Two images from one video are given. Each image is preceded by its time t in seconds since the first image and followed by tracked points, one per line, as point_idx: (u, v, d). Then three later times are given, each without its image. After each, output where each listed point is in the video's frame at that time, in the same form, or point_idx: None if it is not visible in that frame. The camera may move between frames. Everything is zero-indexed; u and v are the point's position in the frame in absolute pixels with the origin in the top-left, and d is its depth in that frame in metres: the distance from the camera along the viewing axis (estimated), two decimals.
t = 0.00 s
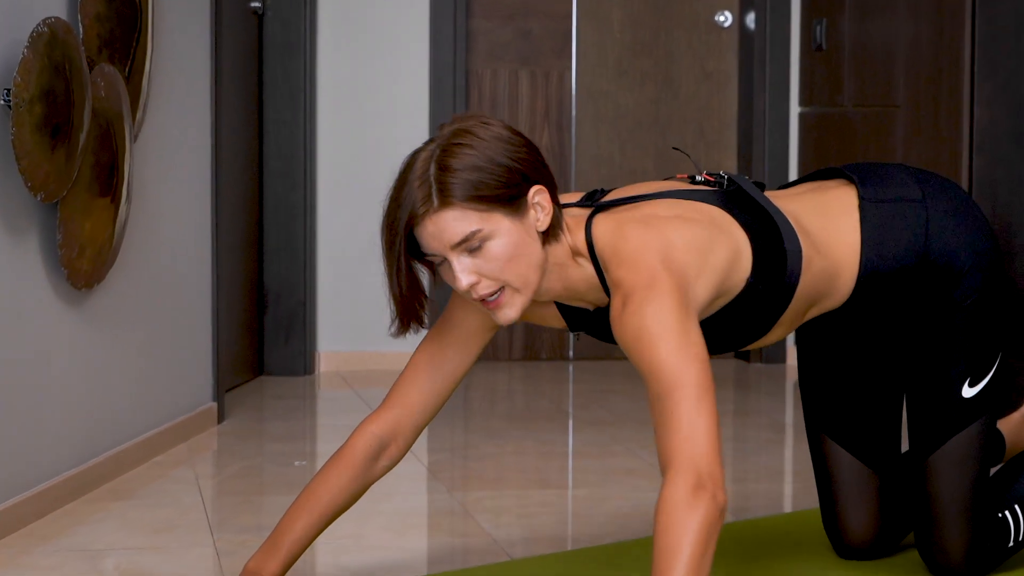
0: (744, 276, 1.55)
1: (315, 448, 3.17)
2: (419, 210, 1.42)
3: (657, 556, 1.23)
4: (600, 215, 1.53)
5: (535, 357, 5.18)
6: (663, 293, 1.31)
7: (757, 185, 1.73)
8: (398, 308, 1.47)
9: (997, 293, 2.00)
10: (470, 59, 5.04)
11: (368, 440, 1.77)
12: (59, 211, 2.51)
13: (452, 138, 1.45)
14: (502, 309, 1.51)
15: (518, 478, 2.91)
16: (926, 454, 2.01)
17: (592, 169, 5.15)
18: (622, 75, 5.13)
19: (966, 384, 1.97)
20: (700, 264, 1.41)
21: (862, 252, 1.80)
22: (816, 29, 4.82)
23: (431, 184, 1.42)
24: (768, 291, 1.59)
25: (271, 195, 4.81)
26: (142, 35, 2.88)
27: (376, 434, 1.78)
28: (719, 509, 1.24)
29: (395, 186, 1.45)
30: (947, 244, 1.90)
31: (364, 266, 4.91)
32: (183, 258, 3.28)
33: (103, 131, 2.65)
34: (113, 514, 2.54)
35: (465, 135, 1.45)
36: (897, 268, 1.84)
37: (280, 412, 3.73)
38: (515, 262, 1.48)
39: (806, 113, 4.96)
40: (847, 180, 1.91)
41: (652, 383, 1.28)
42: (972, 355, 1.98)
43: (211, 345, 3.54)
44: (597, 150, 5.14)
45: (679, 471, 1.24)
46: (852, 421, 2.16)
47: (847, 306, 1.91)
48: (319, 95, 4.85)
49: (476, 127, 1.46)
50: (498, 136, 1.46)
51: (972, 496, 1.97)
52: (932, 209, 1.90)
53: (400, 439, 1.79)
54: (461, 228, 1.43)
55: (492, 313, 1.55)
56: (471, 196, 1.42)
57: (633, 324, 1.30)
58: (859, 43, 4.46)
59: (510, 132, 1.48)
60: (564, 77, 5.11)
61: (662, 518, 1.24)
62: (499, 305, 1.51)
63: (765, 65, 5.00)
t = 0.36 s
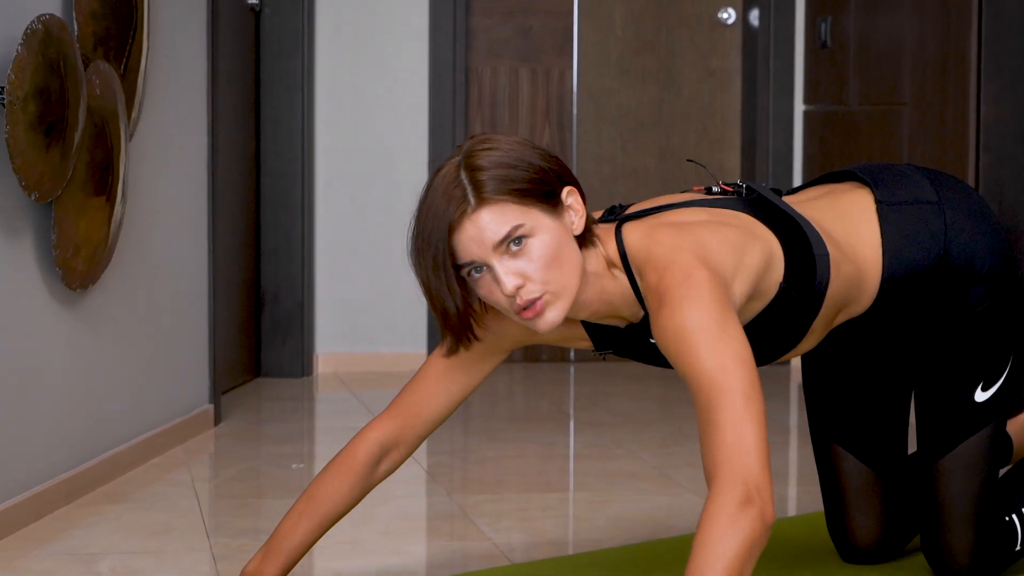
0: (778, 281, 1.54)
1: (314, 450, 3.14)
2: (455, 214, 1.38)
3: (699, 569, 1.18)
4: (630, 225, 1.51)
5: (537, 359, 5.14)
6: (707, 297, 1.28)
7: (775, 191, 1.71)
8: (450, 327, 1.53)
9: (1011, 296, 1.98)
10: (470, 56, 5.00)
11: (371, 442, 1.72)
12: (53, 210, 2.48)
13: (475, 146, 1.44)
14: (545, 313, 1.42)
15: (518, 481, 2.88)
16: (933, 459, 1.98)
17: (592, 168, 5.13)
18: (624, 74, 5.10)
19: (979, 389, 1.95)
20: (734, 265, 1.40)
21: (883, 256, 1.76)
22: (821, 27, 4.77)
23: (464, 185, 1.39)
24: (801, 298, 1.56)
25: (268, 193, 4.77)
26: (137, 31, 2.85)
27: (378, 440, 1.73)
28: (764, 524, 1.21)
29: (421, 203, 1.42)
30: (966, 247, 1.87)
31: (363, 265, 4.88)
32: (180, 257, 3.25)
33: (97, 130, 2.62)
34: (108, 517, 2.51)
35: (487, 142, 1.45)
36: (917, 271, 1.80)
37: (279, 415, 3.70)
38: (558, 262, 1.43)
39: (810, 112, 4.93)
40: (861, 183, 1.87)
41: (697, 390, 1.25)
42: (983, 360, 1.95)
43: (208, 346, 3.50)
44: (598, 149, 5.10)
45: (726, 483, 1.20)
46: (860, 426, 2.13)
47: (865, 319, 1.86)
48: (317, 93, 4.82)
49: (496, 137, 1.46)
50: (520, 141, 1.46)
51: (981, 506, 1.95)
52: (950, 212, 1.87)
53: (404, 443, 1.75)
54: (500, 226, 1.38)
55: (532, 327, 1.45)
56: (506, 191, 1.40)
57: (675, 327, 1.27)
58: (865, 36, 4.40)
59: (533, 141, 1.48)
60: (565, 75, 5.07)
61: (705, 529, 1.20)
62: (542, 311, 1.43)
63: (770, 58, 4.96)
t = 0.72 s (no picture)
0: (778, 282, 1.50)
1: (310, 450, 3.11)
2: (457, 229, 1.34)
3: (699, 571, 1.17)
4: (625, 228, 1.47)
5: (536, 358, 5.11)
6: (706, 296, 1.25)
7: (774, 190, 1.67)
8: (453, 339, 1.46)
9: (1013, 293, 1.94)
10: (469, 51, 4.97)
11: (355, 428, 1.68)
12: (46, 207, 2.44)
13: (468, 154, 1.39)
14: (552, 328, 1.40)
15: (518, 482, 2.85)
16: (937, 459, 1.94)
17: (593, 165, 5.09)
18: (624, 69, 5.06)
19: (980, 388, 1.90)
20: (733, 264, 1.37)
21: (886, 255, 1.73)
22: (824, 22, 4.76)
23: (464, 198, 1.34)
24: (801, 299, 1.52)
25: (263, 189, 4.73)
26: (130, 25, 2.82)
27: (364, 424, 1.69)
28: (767, 527, 1.18)
29: (417, 219, 1.37)
30: (967, 244, 1.83)
31: (361, 264, 4.85)
32: (174, 254, 3.21)
33: (90, 125, 2.59)
34: (101, 518, 2.48)
35: (480, 149, 1.39)
36: (919, 269, 1.77)
37: (274, 414, 3.66)
38: (561, 274, 1.39)
39: (813, 108, 4.90)
40: (861, 180, 1.83)
41: (696, 389, 1.22)
42: (982, 356, 1.90)
43: (202, 345, 3.47)
44: (598, 145, 5.07)
45: (726, 485, 1.18)
46: (859, 427, 2.09)
47: (865, 318, 1.83)
48: (314, 88, 4.79)
49: (489, 142, 1.41)
50: (512, 148, 1.41)
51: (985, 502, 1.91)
52: (950, 208, 1.83)
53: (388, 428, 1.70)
54: (503, 241, 1.34)
55: (536, 340, 1.43)
56: (507, 203, 1.35)
57: (671, 325, 1.24)
58: (868, 33, 4.37)
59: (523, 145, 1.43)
60: (565, 70, 5.04)
61: (705, 533, 1.18)
62: (547, 324, 1.40)
63: (772, 57, 4.96)
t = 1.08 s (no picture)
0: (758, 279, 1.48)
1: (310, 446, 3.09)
2: (434, 228, 1.32)
3: (667, 553, 1.16)
4: (606, 216, 1.45)
5: (536, 352, 5.10)
6: (673, 283, 1.25)
7: (758, 183, 1.66)
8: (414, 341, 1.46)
9: (1001, 287, 1.92)
10: (470, 44, 4.95)
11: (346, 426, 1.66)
12: (43, 200, 2.42)
13: (451, 146, 1.36)
14: (527, 324, 1.39)
15: (519, 477, 2.83)
16: (932, 454, 1.91)
17: (594, 158, 5.07)
18: (625, 62, 5.04)
19: (972, 383, 1.87)
20: (708, 256, 1.36)
21: (869, 251, 1.72)
22: (827, 14, 4.75)
23: (443, 197, 1.32)
24: (782, 297, 1.51)
25: (262, 182, 4.72)
26: (128, 17, 2.80)
27: (355, 419, 1.67)
28: (734, 507, 1.17)
29: (397, 212, 1.35)
30: (953, 238, 1.82)
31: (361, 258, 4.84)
32: (170, 249, 3.19)
33: (88, 118, 2.57)
34: (98, 515, 2.46)
35: (466, 142, 1.36)
36: (903, 266, 1.76)
37: (272, 409, 3.64)
38: (539, 272, 1.37)
39: (815, 101, 4.88)
40: (845, 174, 1.82)
41: (662, 373, 1.22)
42: (975, 353, 1.88)
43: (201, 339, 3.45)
44: (600, 139, 5.05)
45: (691, 467, 1.17)
46: (853, 421, 2.07)
47: (851, 313, 1.82)
48: (314, 80, 4.76)
49: (474, 133, 1.37)
50: (496, 140, 1.37)
51: (987, 501, 1.88)
52: (936, 202, 1.82)
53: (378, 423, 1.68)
54: (481, 240, 1.32)
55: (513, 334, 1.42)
56: (487, 202, 1.33)
57: (637, 312, 1.25)
58: (872, 25, 4.36)
59: (507, 134, 1.39)
60: (566, 63, 5.01)
61: (673, 517, 1.17)
62: (522, 320, 1.39)
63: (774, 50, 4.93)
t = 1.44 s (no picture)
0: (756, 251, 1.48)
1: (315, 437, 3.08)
2: (424, 190, 1.31)
3: (656, 545, 1.17)
4: (603, 183, 1.46)
5: (541, 343, 5.09)
6: (669, 257, 1.25)
7: (766, 166, 1.65)
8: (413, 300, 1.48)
9: (1009, 281, 1.91)
10: (475, 36, 4.94)
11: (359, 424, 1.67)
12: (48, 190, 2.41)
13: (453, 109, 1.34)
14: (509, 289, 1.40)
15: (525, 469, 2.82)
16: (941, 449, 1.89)
17: (600, 150, 5.06)
18: (631, 53, 5.03)
19: (980, 377, 1.86)
20: (706, 226, 1.37)
21: (873, 238, 1.72)
22: (832, 5, 4.73)
23: (436, 160, 1.31)
24: (781, 272, 1.51)
25: (267, 174, 4.70)
26: (133, 8, 2.79)
27: (368, 417, 1.67)
28: (721, 495, 1.18)
29: (393, 171, 1.34)
30: (958, 229, 1.82)
31: (366, 252, 4.83)
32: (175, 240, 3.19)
33: (93, 109, 2.57)
34: (103, 505, 2.45)
35: (468, 105, 1.34)
36: (907, 256, 1.76)
37: (277, 401, 3.64)
38: (527, 242, 1.38)
39: (821, 92, 4.87)
40: (852, 163, 1.81)
41: (655, 352, 1.23)
42: (982, 344, 1.86)
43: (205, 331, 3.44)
44: (605, 131, 5.04)
45: (676, 457, 1.19)
46: (860, 416, 2.06)
47: (855, 297, 1.82)
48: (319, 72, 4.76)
49: (477, 97, 1.35)
50: (498, 107, 1.35)
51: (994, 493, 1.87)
52: (942, 193, 1.82)
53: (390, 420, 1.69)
54: (471, 207, 1.33)
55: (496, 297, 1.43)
56: (480, 172, 1.32)
57: (634, 286, 1.25)
58: (879, 16, 4.35)
59: (510, 102, 1.37)
60: (571, 55, 5.01)
61: (661, 505, 1.18)
62: (506, 286, 1.40)
63: (781, 40, 4.91)
